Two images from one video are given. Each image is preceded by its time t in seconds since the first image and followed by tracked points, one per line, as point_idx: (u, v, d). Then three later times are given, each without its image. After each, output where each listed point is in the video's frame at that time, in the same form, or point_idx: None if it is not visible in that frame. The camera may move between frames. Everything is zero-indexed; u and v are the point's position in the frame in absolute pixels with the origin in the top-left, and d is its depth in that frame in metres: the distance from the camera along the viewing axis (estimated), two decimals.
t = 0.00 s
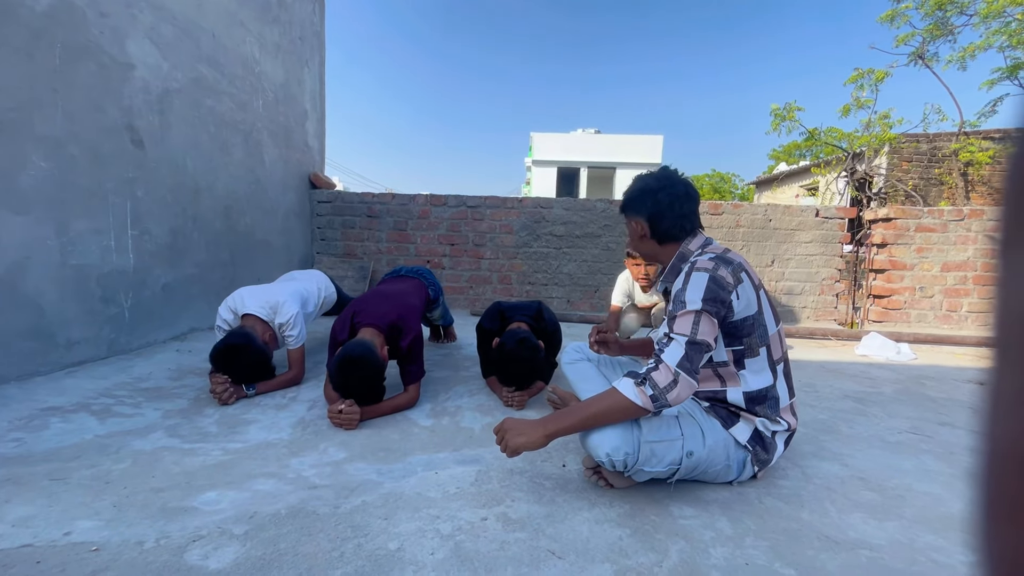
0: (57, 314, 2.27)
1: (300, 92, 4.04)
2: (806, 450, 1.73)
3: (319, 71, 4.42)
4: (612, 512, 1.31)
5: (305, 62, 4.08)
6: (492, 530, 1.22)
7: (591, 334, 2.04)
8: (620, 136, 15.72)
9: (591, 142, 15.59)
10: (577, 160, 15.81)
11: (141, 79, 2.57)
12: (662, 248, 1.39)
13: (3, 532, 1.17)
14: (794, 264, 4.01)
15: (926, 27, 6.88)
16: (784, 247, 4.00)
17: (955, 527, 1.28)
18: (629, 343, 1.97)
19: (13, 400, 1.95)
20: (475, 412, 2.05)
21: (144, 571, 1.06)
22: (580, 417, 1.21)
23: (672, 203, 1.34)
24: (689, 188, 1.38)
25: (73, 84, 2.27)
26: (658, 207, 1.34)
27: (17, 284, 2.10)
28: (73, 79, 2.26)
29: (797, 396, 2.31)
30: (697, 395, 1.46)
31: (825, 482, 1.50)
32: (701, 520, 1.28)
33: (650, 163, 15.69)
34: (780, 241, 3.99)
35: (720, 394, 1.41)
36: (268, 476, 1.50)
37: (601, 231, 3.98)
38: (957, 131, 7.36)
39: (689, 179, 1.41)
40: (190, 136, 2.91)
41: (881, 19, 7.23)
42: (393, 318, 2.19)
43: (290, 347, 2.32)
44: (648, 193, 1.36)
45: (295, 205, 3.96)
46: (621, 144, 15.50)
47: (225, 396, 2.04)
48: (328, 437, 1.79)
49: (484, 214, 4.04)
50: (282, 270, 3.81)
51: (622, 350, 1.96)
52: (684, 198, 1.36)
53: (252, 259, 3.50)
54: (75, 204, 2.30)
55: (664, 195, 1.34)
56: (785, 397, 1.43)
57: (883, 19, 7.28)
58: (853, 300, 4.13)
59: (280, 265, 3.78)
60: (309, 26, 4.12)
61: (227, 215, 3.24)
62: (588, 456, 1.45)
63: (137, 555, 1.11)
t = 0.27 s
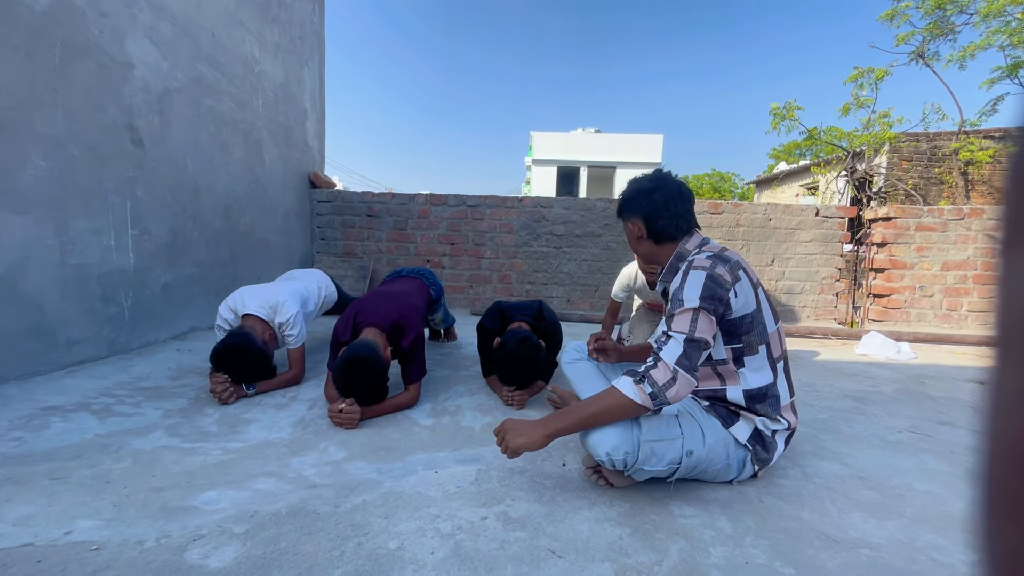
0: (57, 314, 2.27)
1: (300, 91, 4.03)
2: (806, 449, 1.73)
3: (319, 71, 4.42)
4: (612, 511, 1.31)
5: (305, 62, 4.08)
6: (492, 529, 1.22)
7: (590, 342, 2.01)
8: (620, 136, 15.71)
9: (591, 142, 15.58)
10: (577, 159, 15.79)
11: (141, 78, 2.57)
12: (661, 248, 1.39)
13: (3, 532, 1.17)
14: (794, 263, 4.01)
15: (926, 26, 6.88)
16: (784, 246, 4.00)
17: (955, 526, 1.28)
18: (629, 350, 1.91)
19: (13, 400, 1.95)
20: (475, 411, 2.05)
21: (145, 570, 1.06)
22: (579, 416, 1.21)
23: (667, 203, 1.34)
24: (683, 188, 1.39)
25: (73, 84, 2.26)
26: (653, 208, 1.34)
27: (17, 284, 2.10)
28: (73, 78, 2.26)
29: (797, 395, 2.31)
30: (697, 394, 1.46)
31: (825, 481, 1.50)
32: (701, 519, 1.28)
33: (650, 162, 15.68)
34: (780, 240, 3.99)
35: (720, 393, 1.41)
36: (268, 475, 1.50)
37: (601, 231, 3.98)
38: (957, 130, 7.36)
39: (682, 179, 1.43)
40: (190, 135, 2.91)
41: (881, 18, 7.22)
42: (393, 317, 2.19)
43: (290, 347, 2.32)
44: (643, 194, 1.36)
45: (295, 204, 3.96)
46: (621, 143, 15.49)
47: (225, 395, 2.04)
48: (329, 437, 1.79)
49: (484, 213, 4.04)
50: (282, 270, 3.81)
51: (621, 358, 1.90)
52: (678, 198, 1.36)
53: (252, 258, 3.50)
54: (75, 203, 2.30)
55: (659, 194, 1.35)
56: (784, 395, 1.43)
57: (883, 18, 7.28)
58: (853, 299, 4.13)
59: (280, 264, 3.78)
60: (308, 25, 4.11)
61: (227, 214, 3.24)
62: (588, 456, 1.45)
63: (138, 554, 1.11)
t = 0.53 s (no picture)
0: (57, 314, 2.27)
1: (300, 91, 4.03)
2: (806, 449, 1.73)
3: (319, 70, 4.42)
4: (612, 511, 1.31)
5: (305, 61, 4.08)
6: (492, 529, 1.22)
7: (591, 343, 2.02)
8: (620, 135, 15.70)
9: (591, 141, 15.57)
10: (577, 159, 15.79)
11: (141, 78, 2.57)
12: (660, 247, 1.39)
13: (3, 531, 1.17)
14: (794, 263, 4.01)
15: (927, 26, 6.87)
16: (785, 246, 4.00)
17: (955, 525, 1.28)
18: (630, 351, 1.93)
19: (13, 399, 1.95)
20: (475, 411, 2.05)
21: (144, 570, 1.06)
22: (579, 416, 1.21)
23: (665, 202, 1.35)
24: (680, 188, 1.39)
25: (73, 83, 2.26)
26: (651, 207, 1.35)
27: (17, 283, 2.10)
28: (73, 78, 2.26)
29: (797, 394, 2.31)
30: (697, 393, 1.46)
31: (825, 481, 1.50)
32: (701, 519, 1.28)
33: (650, 162, 15.68)
34: (780, 240, 3.99)
35: (720, 392, 1.41)
36: (268, 475, 1.50)
37: (602, 231, 3.98)
38: (958, 130, 7.36)
39: (680, 179, 1.43)
40: (189, 135, 2.91)
41: (881, 17, 7.22)
42: (394, 317, 2.18)
43: (290, 347, 2.32)
44: (641, 193, 1.37)
45: (295, 204, 3.96)
46: (621, 143, 15.48)
47: (225, 395, 2.04)
48: (329, 436, 1.79)
49: (484, 213, 4.04)
50: (282, 270, 3.80)
51: (622, 360, 1.93)
52: (676, 197, 1.36)
53: (252, 258, 3.50)
54: (75, 203, 2.30)
55: (656, 194, 1.35)
56: (784, 394, 1.43)
57: (883, 18, 7.28)
58: (853, 299, 4.14)
59: (280, 264, 3.78)
60: (308, 25, 4.11)
61: (227, 214, 3.24)
62: (588, 456, 1.45)
63: (138, 553, 1.11)
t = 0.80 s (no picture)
0: (57, 313, 2.27)
1: (300, 91, 4.04)
2: (806, 449, 1.73)
3: (319, 70, 4.42)
4: (613, 511, 1.31)
5: (305, 61, 4.08)
6: (492, 529, 1.22)
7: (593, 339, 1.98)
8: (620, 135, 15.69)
9: (591, 141, 15.57)
10: (577, 159, 15.78)
11: (141, 78, 2.57)
12: (660, 247, 1.39)
13: (4, 531, 1.18)
14: (795, 263, 4.01)
15: (927, 26, 6.87)
16: (785, 246, 4.00)
17: (956, 525, 1.28)
18: (631, 349, 1.91)
19: (14, 399, 1.95)
20: (475, 411, 2.05)
21: (145, 570, 1.06)
22: (580, 415, 1.21)
23: (665, 202, 1.35)
24: (681, 188, 1.39)
25: (73, 83, 2.26)
26: (652, 207, 1.35)
27: (17, 283, 2.10)
28: (73, 78, 2.26)
29: (797, 394, 2.31)
30: (697, 393, 1.46)
31: (826, 481, 1.50)
32: (701, 519, 1.28)
33: (650, 162, 15.68)
34: (781, 240, 3.99)
35: (720, 392, 1.41)
36: (268, 474, 1.50)
37: (602, 231, 3.98)
38: (958, 130, 7.36)
39: (681, 179, 1.43)
40: (190, 135, 2.91)
41: (881, 18, 7.23)
42: (394, 317, 2.18)
43: (291, 346, 2.32)
44: (642, 193, 1.37)
45: (295, 204, 3.96)
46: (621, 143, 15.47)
47: (226, 395, 2.04)
48: (329, 436, 1.79)
49: (484, 213, 4.04)
50: (282, 269, 3.80)
51: (624, 358, 1.90)
52: (677, 196, 1.37)
53: (252, 258, 3.50)
54: (75, 203, 2.30)
55: (657, 194, 1.35)
56: (785, 393, 1.43)
57: (883, 19, 7.28)
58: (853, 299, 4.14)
59: (280, 264, 3.78)
60: (308, 25, 4.11)
61: (227, 214, 3.24)
62: (589, 456, 1.45)
63: (138, 553, 1.11)
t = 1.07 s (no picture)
0: (58, 314, 2.27)
1: (301, 91, 4.04)
2: (807, 449, 1.72)
3: (320, 71, 4.42)
4: (614, 511, 1.31)
5: (306, 62, 4.08)
6: (493, 529, 1.22)
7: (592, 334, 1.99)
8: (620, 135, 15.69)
9: (591, 142, 15.57)
10: (577, 159, 15.79)
11: (142, 78, 2.57)
12: (661, 247, 1.38)
13: (5, 531, 1.18)
14: (795, 263, 4.01)
15: (928, 26, 6.87)
16: (785, 246, 4.00)
17: (957, 526, 1.27)
18: (630, 345, 1.92)
19: (15, 399, 1.95)
20: (476, 411, 2.05)
21: (145, 570, 1.06)
22: (582, 415, 1.21)
23: (667, 202, 1.35)
24: (682, 188, 1.39)
25: (74, 84, 2.26)
26: (653, 207, 1.34)
27: (19, 283, 2.11)
28: (74, 79, 2.26)
29: (798, 395, 2.31)
30: (698, 393, 1.46)
31: (827, 482, 1.50)
32: (702, 519, 1.28)
33: (650, 162, 15.68)
34: (781, 240, 3.99)
35: (721, 392, 1.40)
36: (269, 475, 1.50)
37: (602, 231, 3.98)
38: (959, 130, 7.35)
39: (682, 180, 1.43)
40: (191, 135, 2.91)
41: (881, 18, 7.23)
42: (393, 317, 2.18)
43: (293, 346, 2.32)
44: (643, 193, 1.36)
45: (296, 204, 3.96)
46: (621, 143, 15.47)
47: (226, 394, 2.04)
48: (330, 437, 1.79)
49: (485, 213, 4.04)
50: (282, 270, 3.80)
51: (622, 353, 1.91)
52: (678, 197, 1.37)
53: (253, 258, 3.50)
54: (76, 203, 2.31)
55: (659, 194, 1.35)
56: (786, 394, 1.43)
57: (883, 19, 7.27)
58: (854, 299, 4.13)
59: (281, 264, 3.78)
60: (309, 25, 4.12)
61: (228, 214, 3.24)
62: (589, 456, 1.45)
63: (139, 553, 1.11)
